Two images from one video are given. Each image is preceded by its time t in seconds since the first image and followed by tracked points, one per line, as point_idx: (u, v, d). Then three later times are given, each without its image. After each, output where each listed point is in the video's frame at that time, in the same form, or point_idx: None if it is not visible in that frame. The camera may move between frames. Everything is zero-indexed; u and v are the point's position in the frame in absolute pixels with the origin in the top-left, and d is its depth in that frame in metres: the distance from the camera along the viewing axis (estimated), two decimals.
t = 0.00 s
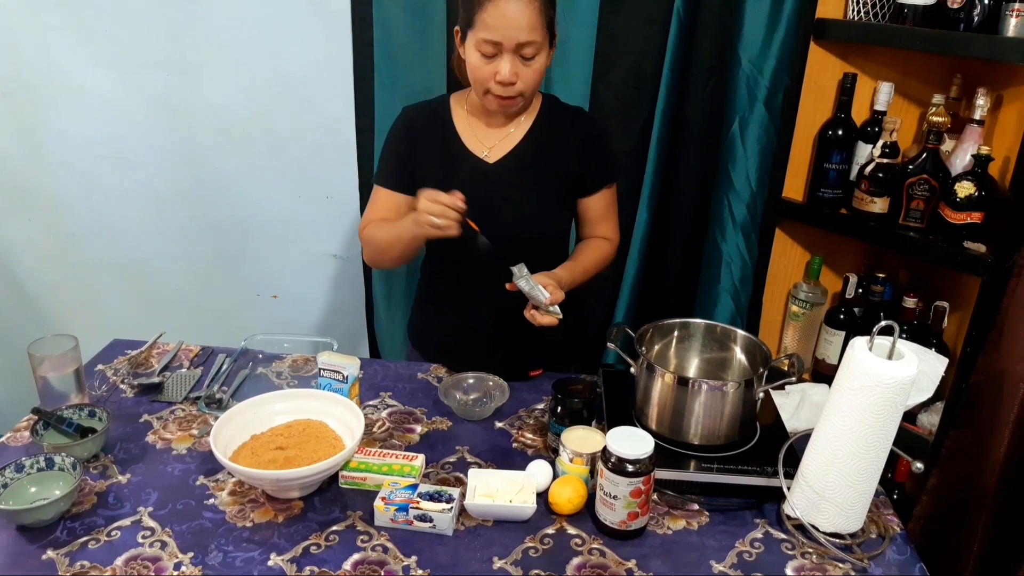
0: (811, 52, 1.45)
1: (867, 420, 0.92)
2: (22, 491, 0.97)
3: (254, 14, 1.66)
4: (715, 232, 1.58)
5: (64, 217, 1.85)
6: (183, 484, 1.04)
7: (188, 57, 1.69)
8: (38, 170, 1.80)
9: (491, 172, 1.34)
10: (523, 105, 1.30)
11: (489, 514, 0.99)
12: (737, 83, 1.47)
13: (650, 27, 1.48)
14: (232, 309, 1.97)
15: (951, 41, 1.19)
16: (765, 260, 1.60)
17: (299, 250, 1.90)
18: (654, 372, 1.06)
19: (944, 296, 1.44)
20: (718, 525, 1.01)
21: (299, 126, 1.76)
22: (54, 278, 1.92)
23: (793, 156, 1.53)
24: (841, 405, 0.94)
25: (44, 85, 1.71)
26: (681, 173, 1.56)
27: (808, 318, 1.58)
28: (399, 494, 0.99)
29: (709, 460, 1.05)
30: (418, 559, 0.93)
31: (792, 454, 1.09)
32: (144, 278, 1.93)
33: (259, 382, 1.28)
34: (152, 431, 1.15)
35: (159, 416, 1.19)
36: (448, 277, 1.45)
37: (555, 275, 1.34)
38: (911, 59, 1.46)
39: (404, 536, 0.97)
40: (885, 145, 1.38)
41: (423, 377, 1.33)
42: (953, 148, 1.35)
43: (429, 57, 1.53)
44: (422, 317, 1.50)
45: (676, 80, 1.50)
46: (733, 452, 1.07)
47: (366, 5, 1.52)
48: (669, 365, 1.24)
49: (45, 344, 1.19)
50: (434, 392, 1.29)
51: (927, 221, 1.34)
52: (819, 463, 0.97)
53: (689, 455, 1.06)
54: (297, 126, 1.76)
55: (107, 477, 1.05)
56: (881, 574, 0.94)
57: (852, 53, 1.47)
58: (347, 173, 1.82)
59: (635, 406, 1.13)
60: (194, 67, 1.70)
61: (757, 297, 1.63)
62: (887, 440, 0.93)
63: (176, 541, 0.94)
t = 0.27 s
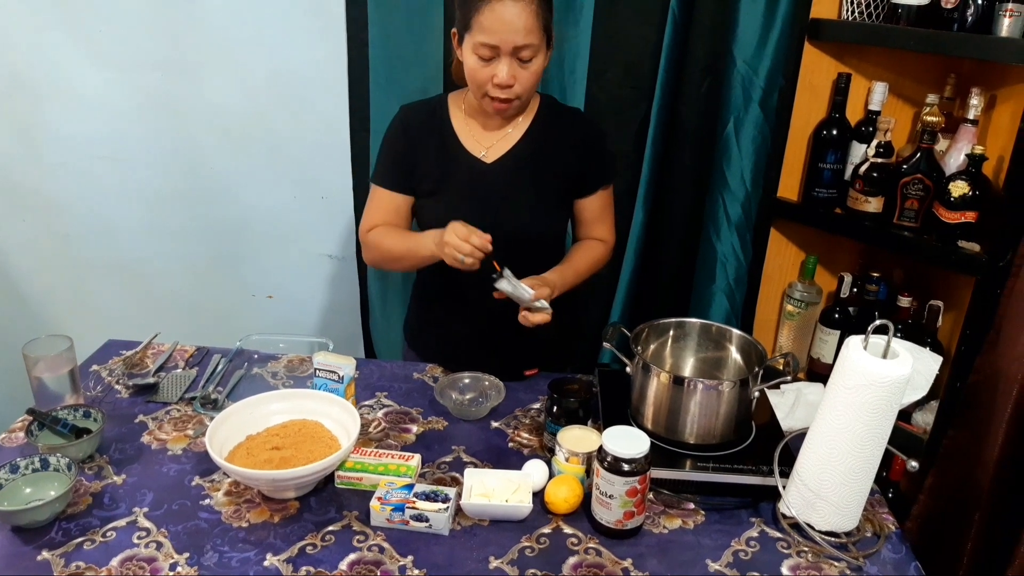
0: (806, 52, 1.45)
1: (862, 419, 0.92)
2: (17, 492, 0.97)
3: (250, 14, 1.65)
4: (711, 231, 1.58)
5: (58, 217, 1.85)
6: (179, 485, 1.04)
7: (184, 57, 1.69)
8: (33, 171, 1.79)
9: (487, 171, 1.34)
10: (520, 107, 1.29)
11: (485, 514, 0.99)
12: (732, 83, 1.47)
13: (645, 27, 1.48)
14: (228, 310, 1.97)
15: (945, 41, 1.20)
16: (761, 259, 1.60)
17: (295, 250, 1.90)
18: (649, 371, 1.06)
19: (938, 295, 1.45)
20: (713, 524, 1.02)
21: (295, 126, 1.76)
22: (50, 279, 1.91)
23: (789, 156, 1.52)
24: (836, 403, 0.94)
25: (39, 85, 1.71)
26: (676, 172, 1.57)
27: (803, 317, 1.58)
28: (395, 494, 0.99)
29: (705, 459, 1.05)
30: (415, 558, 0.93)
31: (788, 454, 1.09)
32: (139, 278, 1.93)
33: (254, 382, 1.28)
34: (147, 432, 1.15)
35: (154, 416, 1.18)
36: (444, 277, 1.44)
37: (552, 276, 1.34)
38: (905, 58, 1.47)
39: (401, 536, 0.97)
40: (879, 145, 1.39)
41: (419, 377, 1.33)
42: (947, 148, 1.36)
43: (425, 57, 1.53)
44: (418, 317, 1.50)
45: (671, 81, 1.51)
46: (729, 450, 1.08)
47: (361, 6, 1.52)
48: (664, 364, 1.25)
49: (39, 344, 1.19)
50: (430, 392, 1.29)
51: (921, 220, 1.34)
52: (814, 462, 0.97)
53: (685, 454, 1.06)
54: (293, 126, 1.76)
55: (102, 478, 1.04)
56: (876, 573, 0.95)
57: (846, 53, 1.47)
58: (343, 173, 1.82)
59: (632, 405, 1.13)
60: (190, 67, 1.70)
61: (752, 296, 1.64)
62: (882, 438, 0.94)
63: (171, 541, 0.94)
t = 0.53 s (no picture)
0: (806, 50, 1.46)
1: (864, 418, 0.92)
2: (18, 491, 0.97)
3: (251, 13, 1.65)
4: (712, 230, 1.59)
5: (59, 217, 1.85)
6: (180, 484, 1.04)
7: (184, 57, 1.69)
8: (34, 171, 1.79)
9: (488, 169, 1.33)
10: (523, 106, 1.29)
11: (486, 513, 0.99)
12: (733, 81, 1.47)
13: (646, 26, 1.48)
14: (230, 309, 1.97)
15: (946, 39, 1.19)
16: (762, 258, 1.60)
17: (296, 249, 1.89)
18: (651, 370, 1.05)
19: (940, 293, 1.45)
20: (715, 523, 1.01)
21: (295, 125, 1.76)
22: (51, 279, 1.92)
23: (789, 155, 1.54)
24: (838, 403, 0.94)
25: (39, 85, 1.71)
26: (678, 171, 1.56)
27: (805, 315, 1.58)
28: (396, 493, 0.99)
29: (707, 459, 1.05)
30: (416, 557, 0.93)
31: (790, 453, 1.09)
32: (140, 278, 1.93)
33: (255, 381, 1.28)
34: (148, 431, 1.15)
35: (155, 415, 1.18)
36: (445, 275, 1.44)
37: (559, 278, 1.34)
38: (906, 56, 1.46)
39: (401, 535, 0.97)
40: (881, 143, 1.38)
41: (420, 376, 1.33)
42: (949, 145, 1.35)
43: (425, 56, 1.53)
44: (419, 316, 1.50)
45: (672, 79, 1.51)
46: (731, 449, 1.07)
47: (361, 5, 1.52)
48: (666, 363, 1.24)
49: (40, 343, 1.19)
50: (431, 390, 1.29)
51: (923, 218, 1.33)
52: (816, 461, 0.97)
53: (686, 453, 1.06)
54: (293, 125, 1.76)
55: (103, 477, 1.04)
56: (879, 572, 0.94)
57: (848, 52, 1.48)
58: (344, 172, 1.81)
59: (633, 404, 1.13)
60: (190, 66, 1.70)
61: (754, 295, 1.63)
62: (884, 437, 0.93)
63: (172, 541, 0.94)
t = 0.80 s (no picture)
0: (811, 49, 1.46)
1: (866, 419, 0.92)
2: (20, 491, 0.97)
3: (254, 12, 1.65)
4: (715, 230, 1.59)
5: (61, 215, 1.85)
6: (181, 483, 1.04)
7: (187, 56, 1.69)
8: (36, 170, 1.79)
9: (490, 169, 1.33)
10: (525, 108, 1.29)
11: (488, 513, 0.99)
12: (736, 81, 1.47)
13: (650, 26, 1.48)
14: (231, 308, 1.97)
15: (950, 39, 1.19)
16: (765, 258, 1.60)
17: (298, 249, 1.89)
18: (653, 370, 1.05)
19: (942, 294, 1.45)
20: (716, 524, 1.01)
21: (298, 124, 1.76)
22: (54, 277, 1.92)
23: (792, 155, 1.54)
24: (841, 403, 0.94)
25: (42, 84, 1.71)
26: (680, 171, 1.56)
27: (807, 315, 1.57)
28: (398, 493, 0.99)
29: (708, 459, 1.05)
30: (417, 558, 0.93)
31: (792, 453, 1.09)
32: (142, 277, 1.93)
33: (257, 380, 1.28)
34: (150, 430, 1.15)
35: (157, 415, 1.18)
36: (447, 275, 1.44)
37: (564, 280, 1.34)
38: (911, 56, 1.46)
39: (403, 535, 0.97)
40: (885, 143, 1.38)
41: (422, 376, 1.33)
42: (952, 146, 1.35)
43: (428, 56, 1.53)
44: (421, 316, 1.50)
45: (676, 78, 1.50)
46: (733, 450, 1.07)
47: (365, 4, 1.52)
48: (668, 363, 1.24)
49: (43, 342, 1.19)
50: (433, 391, 1.29)
51: (926, 219, 1.33)
52: (818, 462, 0.97)
53: (688, 454, 1.06)
54: (296, 124, 1.76)
55: (105, 476, 1.05)
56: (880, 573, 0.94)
57: (851, 52, 1.48)
58: (346, 171, 1.81)
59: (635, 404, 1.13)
60: (193, 66, 1.70)
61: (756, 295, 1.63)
62: (886, 438, 0.93)
63: (174, 540, 0.94)
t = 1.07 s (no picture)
0: (811, 50, 1.45)
1: (868, 420, 0.92)
2: (23, 490, 0.97)
3: (257, 13, 1.66)
4: (716, 231, 1.58)
5: (63, 216, 1.85)
6: (183, 483, 1.04)
7: (189, 57, 1.70)
8: (40, 170, 1.80)
9: (492, 169, 1.33)
10: (527, 110, 1.29)
11: (490, 514, 0.99)
12: (737, 83, 1.47)
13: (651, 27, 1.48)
14: (233, 309, 1.97)
15: (951, 40, 1.20)
16: (767, 259, 1.60)
17: (300, 249, 1.90)
18: (654, 371, 1.05)
19: (945, 295, 1.45)
20: (718, 524, 1.01)
21: (300, 125, 1.76)
22: (56, 277, 1.92)
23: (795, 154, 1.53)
24: (842, 404, 0.94)
25: (46, 84, 1.71)
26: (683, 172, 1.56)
27: (809, 316, 1.57)
28: (399, 493, 0.99)
29: (710, 460, 1.05)
30: (419, 558, 0.93)
31: (793, 454, 1.09)
32: (144, 277, 1.93)
33: (259, 380, 1.28)
34: (153, 430, 1.15)
35: (159, 415, 1.19)
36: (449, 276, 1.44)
37: (565, 284, 1.33)
38: (912, 57, 1.46)
39: (405, 535, 0.97)
40: (886, 144, 1.37)
41: (424, 376, 1.33)
42: (954, 147, 1.35)
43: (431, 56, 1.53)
44: (423, 316, 1.50)
45: (678, 78, 1.50)
46: (735, 451, 1.07)
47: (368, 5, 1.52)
48: (670, 364, 1.24)
49: (45, 342, 1.19)
50: (435, 391, 1.29)
51: (928, 220, 1.33)
52: (820, 463, 0.97)
53: (690, 455, 1.06)
54: (298, 125, 1.76)
55: (108, 476, 1.05)
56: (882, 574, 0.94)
57: (853, 53, 1.47)
58: (349, 172, 1.82)
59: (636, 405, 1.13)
60: (195, 66, 1.70)
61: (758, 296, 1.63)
62: (888, 439, 0.93)
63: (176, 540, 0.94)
